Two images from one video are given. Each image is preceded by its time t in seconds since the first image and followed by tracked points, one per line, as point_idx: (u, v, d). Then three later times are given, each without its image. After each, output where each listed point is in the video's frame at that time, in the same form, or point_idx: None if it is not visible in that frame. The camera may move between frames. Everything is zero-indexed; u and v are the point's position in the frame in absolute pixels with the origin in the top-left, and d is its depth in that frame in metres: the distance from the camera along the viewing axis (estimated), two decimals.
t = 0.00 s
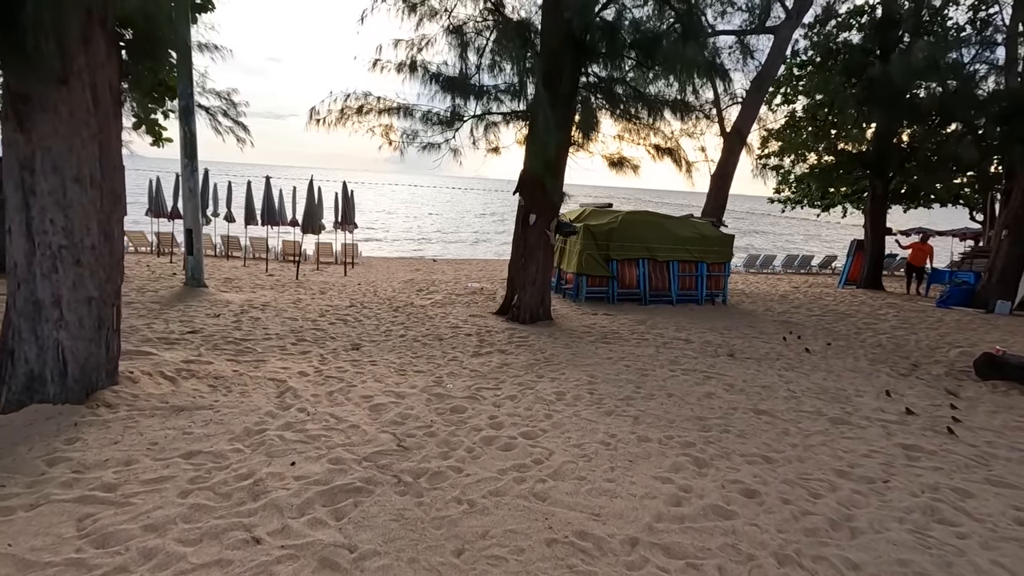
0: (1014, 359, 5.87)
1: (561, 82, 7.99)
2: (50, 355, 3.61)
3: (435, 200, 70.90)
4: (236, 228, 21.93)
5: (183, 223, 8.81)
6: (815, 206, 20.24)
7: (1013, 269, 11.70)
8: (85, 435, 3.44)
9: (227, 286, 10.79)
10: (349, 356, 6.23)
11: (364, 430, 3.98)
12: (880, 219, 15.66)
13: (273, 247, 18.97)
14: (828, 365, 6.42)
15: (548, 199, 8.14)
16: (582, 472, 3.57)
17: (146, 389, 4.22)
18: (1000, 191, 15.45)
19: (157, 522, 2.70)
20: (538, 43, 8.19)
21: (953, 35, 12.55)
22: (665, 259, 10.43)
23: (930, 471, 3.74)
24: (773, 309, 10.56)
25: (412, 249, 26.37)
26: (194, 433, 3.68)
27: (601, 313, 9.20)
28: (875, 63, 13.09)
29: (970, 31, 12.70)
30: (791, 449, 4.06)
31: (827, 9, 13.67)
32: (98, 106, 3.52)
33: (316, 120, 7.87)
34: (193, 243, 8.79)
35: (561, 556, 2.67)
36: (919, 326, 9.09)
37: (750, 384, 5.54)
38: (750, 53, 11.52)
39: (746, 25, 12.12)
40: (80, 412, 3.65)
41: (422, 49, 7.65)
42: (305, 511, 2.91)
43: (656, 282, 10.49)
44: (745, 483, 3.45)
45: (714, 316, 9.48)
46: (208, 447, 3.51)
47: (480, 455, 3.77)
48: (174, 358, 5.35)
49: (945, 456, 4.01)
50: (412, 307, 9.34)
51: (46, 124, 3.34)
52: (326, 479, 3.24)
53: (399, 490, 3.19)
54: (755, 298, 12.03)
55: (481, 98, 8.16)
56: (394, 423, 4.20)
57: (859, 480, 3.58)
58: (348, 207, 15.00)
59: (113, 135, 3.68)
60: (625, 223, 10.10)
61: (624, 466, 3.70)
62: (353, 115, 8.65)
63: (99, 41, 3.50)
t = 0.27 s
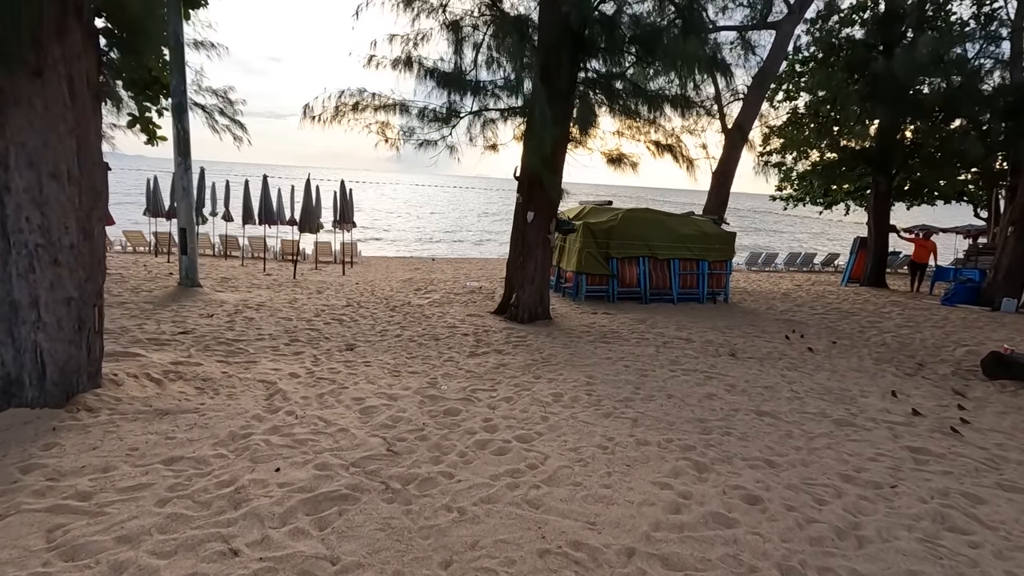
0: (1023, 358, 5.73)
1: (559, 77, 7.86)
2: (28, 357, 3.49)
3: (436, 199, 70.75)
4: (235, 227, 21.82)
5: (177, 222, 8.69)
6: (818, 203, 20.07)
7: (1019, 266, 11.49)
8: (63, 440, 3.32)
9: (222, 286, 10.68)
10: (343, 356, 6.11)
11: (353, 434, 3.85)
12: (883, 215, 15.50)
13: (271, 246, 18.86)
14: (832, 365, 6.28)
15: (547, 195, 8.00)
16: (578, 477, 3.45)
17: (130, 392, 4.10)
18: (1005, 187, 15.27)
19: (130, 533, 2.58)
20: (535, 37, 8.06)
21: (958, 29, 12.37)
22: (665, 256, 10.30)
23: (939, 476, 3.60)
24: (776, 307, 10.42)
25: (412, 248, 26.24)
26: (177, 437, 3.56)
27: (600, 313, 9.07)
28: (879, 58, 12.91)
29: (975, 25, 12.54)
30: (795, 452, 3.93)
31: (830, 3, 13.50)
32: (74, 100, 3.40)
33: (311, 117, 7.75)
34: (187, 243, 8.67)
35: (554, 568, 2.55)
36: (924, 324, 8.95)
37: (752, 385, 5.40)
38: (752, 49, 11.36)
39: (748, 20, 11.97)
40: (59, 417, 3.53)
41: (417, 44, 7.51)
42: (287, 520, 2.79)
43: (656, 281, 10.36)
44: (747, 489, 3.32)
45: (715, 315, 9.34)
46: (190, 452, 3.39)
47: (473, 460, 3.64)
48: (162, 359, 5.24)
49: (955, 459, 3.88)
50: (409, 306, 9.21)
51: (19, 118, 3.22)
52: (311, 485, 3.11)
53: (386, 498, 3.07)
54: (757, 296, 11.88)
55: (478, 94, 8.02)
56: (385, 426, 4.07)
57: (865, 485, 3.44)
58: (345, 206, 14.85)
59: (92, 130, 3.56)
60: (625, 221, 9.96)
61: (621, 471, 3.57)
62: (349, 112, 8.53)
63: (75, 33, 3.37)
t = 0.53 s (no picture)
0: None
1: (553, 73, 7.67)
2: None
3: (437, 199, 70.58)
4: (233, 228, 21.68)
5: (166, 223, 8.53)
6: (820, 201, 19.84)
7: None
8: (22, 453, 3.15)
9: (214, 288, 10.52)
10: (330, 361, 5.94)
11: (331, 445, 3.68)
12: (887, 213, 15.27)
13: (268, 247, 18.70)
14: (835, 368, 6.09)
15: (541, 193, 7.80)
16: (565, 491, 3.26)
17: (100, 400, 3.94)
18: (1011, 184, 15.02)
19: (80, 556, 2.41)
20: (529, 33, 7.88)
21: (962, 23, 12.14)
22: (665, 256, 10.11)
23: (947, 488, 3.41)
24: (777, 307, 10.21)
25: (411, 249, 26.06)
26: (144, 449, 3.39)
27: (598, 314, 8.88)
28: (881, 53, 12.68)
29: (979, 20, 12.31)
30: (795, 461, 3.74)
31: None
32: (32, 94, 3.22)
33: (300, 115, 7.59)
34: (175, 244, 8.50)
35: None
36: (929, 324, 8.74)
37: (751, 389, 5.21)
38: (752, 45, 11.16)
39: (747, 16, 11.76)
40: (21, 428, 3.37)
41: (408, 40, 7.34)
42: (251, 541, 2.61)
43: (655, 281, 10.17)
44: (744, 503, 3.14)
45: (715, 315, 9.15)
46: (156, 466, 3.22)
47: (455, 472, 3.47)
48: (141, 365, 5.07)
49: (963, 469, 3.69)
50: (402, 308, 9.03)
51: None
52: (281, 502, 2.94)
53: (359, 515, 2.89)
54: (759, 296, 11.68)
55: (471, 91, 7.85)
56: (366, 435, 3.90)
57: (869, 498, 3.25)
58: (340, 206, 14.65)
59: (55, 126, 3.41)
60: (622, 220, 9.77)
61: (612, 483, 3.39)
62: (340, 111, 8.37)
63: (32, 24, 3.19)
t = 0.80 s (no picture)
0: None
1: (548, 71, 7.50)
2: None
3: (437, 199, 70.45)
4: (230, 229, 21.55)
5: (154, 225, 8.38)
6: (821, 200, 19.65)
7: None
8: None
9: (207, 290, 10.38)
10: (317, 367, 5.78)
11: (310, 458, 3.52)
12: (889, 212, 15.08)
13: (265, 249, 18.56)
14: (836, 373, 5.92)
15: (535, 193, 7.63)
16: (553, 508, 3.10)
17: (71, 412, 3.79)
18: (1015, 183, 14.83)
19: None
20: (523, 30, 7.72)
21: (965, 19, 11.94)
22: (663, 257, 9.93)
23: (956, 503, 3.25)
24: (778, 309, 10.04)
25: (410, 249, 25.91)
26: (112, 464, 3.24)
27: (595, 316, 8.72)
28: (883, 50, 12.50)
29: (983, 15, 12.12)
30: (795, 475, 3.58)
31: None
32: None
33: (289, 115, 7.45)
34: (165, 247, 8.37)
35: None
36: (933, 326, 8.55)
37: (750, 396, 5.04)
38: (752, 42, 10.99)
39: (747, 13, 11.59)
40: None
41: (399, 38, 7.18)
42: (216, 566, 2.46)
43: (654, 282, 10.01)
44: (741, 522, 2.97)
45: (715, 317, 8.98)
46: (123, 482, 3.07)
47: (438, 487, 3.31)
48: (120, 373, 4.92)
49: (972, 482, 3.52)
50: (396, 311, 8.88)
51: None
52: (251, 522, 2.79)
53: (333, 536, 2.73)
54: (759, 297, 11.50)
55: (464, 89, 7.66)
56: (348, 448, 3.74)
57: (874, 515, 3.09)
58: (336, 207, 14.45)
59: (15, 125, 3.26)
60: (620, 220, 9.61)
61: (602, 499, 3.23)
62: (330, 112, 8.23)
63: None
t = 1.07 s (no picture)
0: None
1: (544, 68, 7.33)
2: None
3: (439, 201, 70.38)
4: (229, 231, 21.46)
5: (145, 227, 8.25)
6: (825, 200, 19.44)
7: None
8: None
9: (202, 292, 10.25)
10: (307, 371, 5.63)
11: (291, 468, 3.36)
12: (894, 211, 14.88)
13: (264, 251, 18.45)
14: (842, 376, 5.73)
15: (532, 193, 7.47)
16: (544, 522, 2.93)
17: (43, 419, 3.64)
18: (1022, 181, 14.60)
19: None
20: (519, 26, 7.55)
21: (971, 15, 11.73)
22: (663, 258, 9.75)
23: (971, 516, 3.06)
24: (781, 310, 9.85)
25: (411, 251, 25.79)
26: (81, 475, 3.08)
27: (594, 318, 8.54)
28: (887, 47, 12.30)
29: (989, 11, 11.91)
30: (800, 485, 3.40)
31: None
32: None
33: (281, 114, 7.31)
34: (156, 248, 8.23)
35: None
36: (941, 327, 8.35)
37: (753, 401, 4.86)
38: (754, 40, 10.81)
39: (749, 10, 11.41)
40: None
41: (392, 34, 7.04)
42: None
43: (654, 283, 9.83)
44: (743, 537, 2.80)
45: (717, 319, 8.80)
46: (90, 495, 2.91)
47: (424, 499, 3.14)
48: (101, 378, 4.77)
49: (988, 493, 3.33)
50: (392, 313, 8.73)
51: None
52: (222, 538, 2.62)
53: (309, 554, 2.57)
54: (762, 298, 11.31)
55: (459, 87, 7.50)
56: (331, 456, 3.58)
57: (884, 529, 2.91)
58: (333, 208, 14.32)
59: None
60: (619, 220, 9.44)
61: (596, 512, 3.06)
62: (323, 111, 8.09)
63: None
